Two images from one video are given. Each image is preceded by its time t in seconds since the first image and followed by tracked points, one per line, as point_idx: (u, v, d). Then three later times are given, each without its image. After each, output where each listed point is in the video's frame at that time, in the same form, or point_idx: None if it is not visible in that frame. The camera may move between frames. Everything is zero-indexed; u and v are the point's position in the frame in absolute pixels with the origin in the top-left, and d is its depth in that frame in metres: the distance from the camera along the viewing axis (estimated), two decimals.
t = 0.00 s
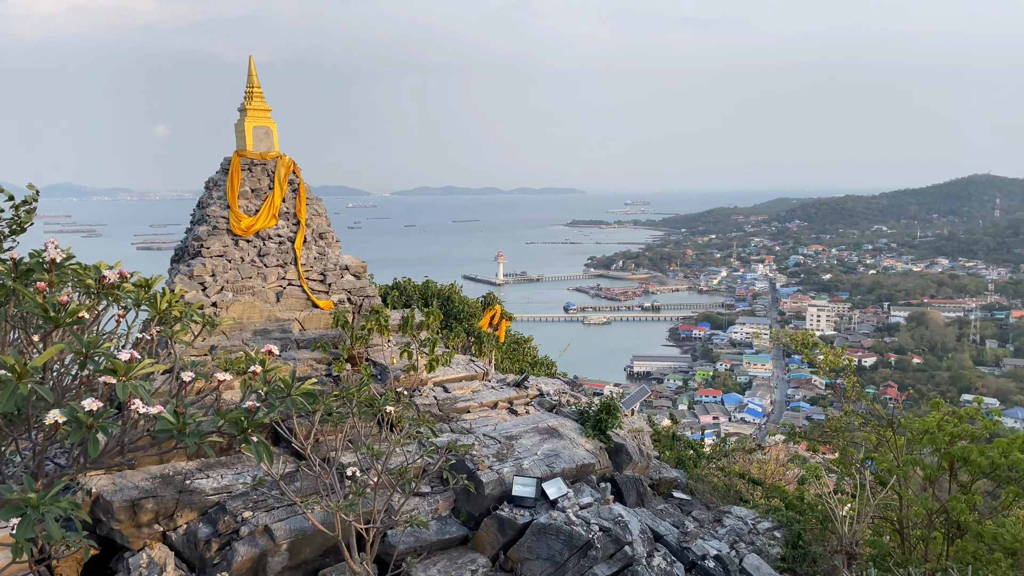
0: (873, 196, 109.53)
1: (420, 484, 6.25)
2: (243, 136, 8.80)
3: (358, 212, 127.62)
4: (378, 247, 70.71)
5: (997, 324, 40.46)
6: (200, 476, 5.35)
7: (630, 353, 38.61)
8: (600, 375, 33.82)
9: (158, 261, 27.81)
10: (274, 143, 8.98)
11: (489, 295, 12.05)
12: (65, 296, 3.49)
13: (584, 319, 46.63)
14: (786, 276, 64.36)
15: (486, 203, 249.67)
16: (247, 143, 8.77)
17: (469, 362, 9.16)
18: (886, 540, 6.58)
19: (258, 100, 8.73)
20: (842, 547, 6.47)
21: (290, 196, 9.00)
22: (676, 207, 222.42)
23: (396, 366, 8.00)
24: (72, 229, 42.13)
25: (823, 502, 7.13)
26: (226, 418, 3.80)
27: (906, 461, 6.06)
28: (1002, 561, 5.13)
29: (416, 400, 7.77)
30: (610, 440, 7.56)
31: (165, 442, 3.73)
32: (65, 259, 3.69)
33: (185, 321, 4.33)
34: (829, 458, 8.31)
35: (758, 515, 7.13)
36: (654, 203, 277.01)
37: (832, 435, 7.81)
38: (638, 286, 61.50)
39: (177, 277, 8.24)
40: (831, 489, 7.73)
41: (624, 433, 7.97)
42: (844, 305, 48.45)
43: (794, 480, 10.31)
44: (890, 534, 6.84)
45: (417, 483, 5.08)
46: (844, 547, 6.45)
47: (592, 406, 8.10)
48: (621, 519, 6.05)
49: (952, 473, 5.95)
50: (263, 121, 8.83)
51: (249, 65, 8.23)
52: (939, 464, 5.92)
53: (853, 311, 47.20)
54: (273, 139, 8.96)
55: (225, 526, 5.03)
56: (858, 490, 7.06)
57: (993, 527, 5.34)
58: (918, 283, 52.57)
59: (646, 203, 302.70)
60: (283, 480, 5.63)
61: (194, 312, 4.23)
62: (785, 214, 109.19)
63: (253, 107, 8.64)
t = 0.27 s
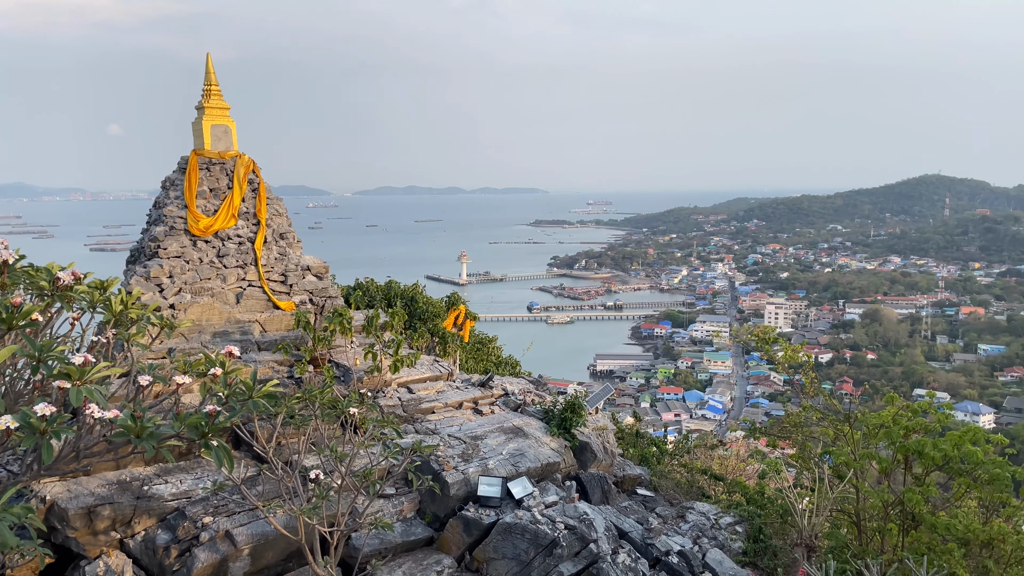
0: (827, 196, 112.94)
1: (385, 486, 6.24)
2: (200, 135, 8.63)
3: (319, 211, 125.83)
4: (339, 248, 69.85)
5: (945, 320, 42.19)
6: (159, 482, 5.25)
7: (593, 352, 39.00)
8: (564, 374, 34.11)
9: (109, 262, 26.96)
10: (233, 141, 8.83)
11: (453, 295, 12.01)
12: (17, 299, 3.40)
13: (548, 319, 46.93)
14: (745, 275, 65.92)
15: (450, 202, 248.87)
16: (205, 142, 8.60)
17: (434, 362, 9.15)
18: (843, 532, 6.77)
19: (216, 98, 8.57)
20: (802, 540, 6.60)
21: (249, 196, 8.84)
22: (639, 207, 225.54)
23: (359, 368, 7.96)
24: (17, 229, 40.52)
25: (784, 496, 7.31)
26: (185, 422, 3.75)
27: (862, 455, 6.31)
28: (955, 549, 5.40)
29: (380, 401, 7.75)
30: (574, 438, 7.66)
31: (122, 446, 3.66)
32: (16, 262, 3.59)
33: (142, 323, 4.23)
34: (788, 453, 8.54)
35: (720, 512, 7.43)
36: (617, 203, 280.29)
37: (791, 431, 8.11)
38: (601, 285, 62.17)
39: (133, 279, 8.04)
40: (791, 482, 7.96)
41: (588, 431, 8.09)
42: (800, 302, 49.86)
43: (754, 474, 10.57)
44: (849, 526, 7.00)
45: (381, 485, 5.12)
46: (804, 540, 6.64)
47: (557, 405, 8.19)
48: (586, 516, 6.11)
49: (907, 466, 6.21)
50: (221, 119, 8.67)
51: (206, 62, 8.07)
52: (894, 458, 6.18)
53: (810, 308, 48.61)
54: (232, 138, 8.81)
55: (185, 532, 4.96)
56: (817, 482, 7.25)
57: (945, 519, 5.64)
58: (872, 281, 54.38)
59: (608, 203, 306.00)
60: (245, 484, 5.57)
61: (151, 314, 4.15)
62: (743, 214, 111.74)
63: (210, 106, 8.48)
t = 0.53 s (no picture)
0: (781, 195, 116.13)
1: (346, 488, 6.21)
2: (153, 133, 8.43)
3: (275, 211, 123.26)
4: (297, 248, 68.60)
5: (895, 316, 43.86)
6: (113, 488, 5.13)
7: (554, 351, 39.33)
8: (526, 373, 34.29)
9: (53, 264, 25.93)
10: (188, 140, 8.66)
11: (415, 295, 11.95)
12: None
13: (509, 318, 47.10)
14: (702, 273, 67.31)
15: (410, 202, 246.85)
16: (158, 141, 8.42)
17: (395, 363, 9.14)
18: (799, 524, 7.06)
19: (169, 95, 8.39)
20: (760, 535, 6.92)
21: (204, 196, 8.66)
22: (599, 207, 227.91)
23: (319, 369, 7.91)
24: None
25: (741, 490, 7.58)
26: (140, 426, 3.71)
27: (818, 448, 6.58)
28: (907, 539, 5.67)
29: (341, 403, 7.70)
30: (536, 437, 7.76)
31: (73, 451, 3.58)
32: None
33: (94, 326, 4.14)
34: (746, 447, 8.81)
35: (680, 506, 7.77)
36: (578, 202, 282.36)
37: (750, 426, 8.48)
38: (562, 284, 62.64)
39: (84, 281, 7.81)
40: (750, 477, 8.22)
41: (550, 429, 8.20)
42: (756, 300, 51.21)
43: (713, 470, 10.85)
44: (805, 519, 7.27)
45: (343, 487, 5.14)
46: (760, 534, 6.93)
47: (519, 404, 8.28)
48: (549, 515, 6.23)
49: (861, 459, 6.49)
50: (175, 117, 8.48)
51: (159, 59, 7.88)
52: (848, 450, 6.44)
53: (766, 305, 49.94)
54: (187, 136, 8.64)
55: (140, 539, 4.85)
56: (774, 477, 7.52)
57: (897, 509, 5.91)
58: (825, 279, 56.15)
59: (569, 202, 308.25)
60: (202, 489, 5.50)
61: (104, 317, 4.06)
62: (701, 214, 114.07)
63: (164, 103, 8.30)
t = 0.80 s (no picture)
0: (737, 195, 118.98)
1: (306, 491, 6.20)
2: (103, 130, 8.19)
3: (230, 211, 120.30)
4: (253, 248, 67.12)
5: (847, 312, 45.45)
6: (65, 495, 5.02)
7: (516, 349, 39.51)
8: (487, 372, 34.38)
9: None
10: (140, 138, 8.44)
11: (375, 295, 11.89)
12: None
13: (471, 318, 47.08)
14: (661, 271, 68.52)
15: (369, 201, 243.99)
16: (108, 139, 8.18)
17: (355, 364, 9.09)
18: (757, 516, 7.26)
19: (121, 93, 8.16)
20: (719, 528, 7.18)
21: (158, 195, 8.45)
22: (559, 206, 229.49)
23: (277, 371, 7.83)
24: None
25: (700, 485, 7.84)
26: (93, 431, 3.63)
27: (774, 442, 6.85)
28: (861, 530, 5.97)
29: (300, 405, 7.66)
30: (498, 436, 7.86)
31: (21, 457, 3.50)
32: None
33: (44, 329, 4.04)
34: (703, 442, 9.07)
35: (641, 502, 7.97)
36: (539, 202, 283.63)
37: (707, 421, 8.77)
38: (523, 283, 62.91)
39: (31, 283, 7.57)
40: (708, 472, 8.50)
41: (512, 428, 8.30)
42: (714, 298, 52.40)
43: (673, 465, 11.12)
44: (762, 511, 7.53)
45: (301, 489, 5.13)
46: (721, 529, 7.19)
47: (481, 404, 8.36)
48: (512, 513, 6.34)
49: (816, 452, 6.77)
50: (127, 115, 8.25)
51: (110, 56, 7.67)
52: (803, 443, 6.71)
53: (723, 303, 51.15)
54: (139, 135, 8.42)
55: (94, 546, 4.76)
56: (732, 472, 7.85)
57: (851, 500, 6.18)
58: (780, 276, 57.80)
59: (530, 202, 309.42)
60: (157, 495, 5.42)
61: (55, 320, 3.98)
62: (659, 213, 116.01)
63: (115, 100, 8.07)
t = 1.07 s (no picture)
0: (695, 193, 121.17)
1: (266, 492, 6.08)
2: (52, 127, 7.86)
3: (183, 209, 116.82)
4: (207, 247, 65.29)
5: (802, 308, 46.73)
6: (15, 502, 4.79)
7: (478, 348, 39.42)
8: (450, 371, 34.22)
9: None
10: (92, 136, 8.11)
11: (336, 294, 11.58)
12: None
13: (433, 316, 46.78)
14: (622, 268, 69.35)
15: (329, 199, 240.14)
16: (58, 136, 7.85)
17: (315, 364, 8.88)
18: (717, 510, 7.26)
19: (70, 88, 7.85)
20: (679, 521, 7.24)
21: (110, 193, 8.10)
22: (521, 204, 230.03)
23: (235, 372, 7.58)
24: None
25: (661, 479, 7.89)
26: (44, 435, 3.40)
27: (733, 436, 6.93)
28: (817, 521, 6.05)
29: (258, 406, 7.44)
30: (461, 434, 7.79)
31: None
32: None
33: None
34: (665, 437, 9.13)
35: (604, 498, 8.00)
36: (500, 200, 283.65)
37: (669, 416, 8.83)
38: (485, 281, 62.82)
39: None
40: (669, 466, 8.58)
41: (475, 426, 8.24)
42: (673, 294, 53.27)
43: (634, 460, 11.19)
44: (722, 505, 7.48)
45: (263, 491, 4.99)
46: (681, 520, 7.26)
47: (444, 402, 8.27)
48: (475, 511, 6.29)
49: (773, 445, 6.87)
50: (76, 112, 7.94)
51: (58, 49, 7.35)
52: (761, 437, 6.84)
53: (683, 299, 52.03)
54: (90, 132, 8.09)
55: (47, 554, 4.56)
56: (693, 465, 7.73)
57: (808, 492, 6.30)
58: (737, 273, 59.11)
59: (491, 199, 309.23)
60: (112, 500, 5.21)
61: None
62: (620, 210, 117.26)
63: (63, 96, 7.75)
